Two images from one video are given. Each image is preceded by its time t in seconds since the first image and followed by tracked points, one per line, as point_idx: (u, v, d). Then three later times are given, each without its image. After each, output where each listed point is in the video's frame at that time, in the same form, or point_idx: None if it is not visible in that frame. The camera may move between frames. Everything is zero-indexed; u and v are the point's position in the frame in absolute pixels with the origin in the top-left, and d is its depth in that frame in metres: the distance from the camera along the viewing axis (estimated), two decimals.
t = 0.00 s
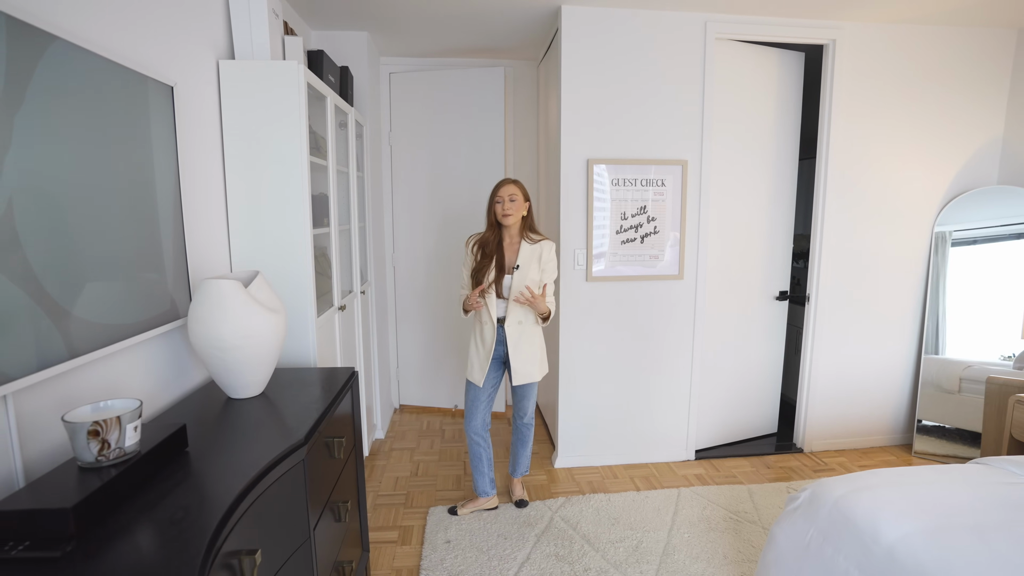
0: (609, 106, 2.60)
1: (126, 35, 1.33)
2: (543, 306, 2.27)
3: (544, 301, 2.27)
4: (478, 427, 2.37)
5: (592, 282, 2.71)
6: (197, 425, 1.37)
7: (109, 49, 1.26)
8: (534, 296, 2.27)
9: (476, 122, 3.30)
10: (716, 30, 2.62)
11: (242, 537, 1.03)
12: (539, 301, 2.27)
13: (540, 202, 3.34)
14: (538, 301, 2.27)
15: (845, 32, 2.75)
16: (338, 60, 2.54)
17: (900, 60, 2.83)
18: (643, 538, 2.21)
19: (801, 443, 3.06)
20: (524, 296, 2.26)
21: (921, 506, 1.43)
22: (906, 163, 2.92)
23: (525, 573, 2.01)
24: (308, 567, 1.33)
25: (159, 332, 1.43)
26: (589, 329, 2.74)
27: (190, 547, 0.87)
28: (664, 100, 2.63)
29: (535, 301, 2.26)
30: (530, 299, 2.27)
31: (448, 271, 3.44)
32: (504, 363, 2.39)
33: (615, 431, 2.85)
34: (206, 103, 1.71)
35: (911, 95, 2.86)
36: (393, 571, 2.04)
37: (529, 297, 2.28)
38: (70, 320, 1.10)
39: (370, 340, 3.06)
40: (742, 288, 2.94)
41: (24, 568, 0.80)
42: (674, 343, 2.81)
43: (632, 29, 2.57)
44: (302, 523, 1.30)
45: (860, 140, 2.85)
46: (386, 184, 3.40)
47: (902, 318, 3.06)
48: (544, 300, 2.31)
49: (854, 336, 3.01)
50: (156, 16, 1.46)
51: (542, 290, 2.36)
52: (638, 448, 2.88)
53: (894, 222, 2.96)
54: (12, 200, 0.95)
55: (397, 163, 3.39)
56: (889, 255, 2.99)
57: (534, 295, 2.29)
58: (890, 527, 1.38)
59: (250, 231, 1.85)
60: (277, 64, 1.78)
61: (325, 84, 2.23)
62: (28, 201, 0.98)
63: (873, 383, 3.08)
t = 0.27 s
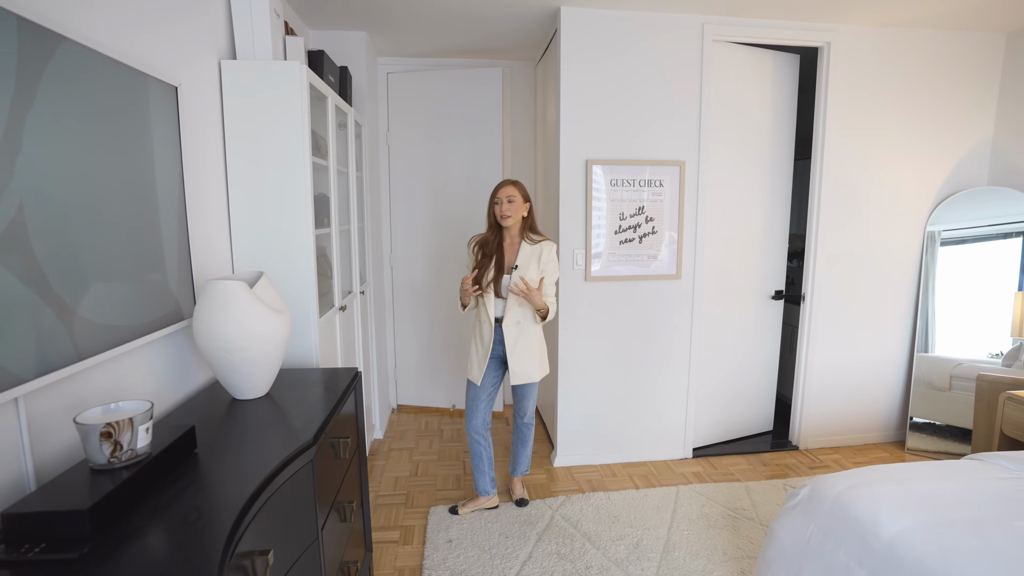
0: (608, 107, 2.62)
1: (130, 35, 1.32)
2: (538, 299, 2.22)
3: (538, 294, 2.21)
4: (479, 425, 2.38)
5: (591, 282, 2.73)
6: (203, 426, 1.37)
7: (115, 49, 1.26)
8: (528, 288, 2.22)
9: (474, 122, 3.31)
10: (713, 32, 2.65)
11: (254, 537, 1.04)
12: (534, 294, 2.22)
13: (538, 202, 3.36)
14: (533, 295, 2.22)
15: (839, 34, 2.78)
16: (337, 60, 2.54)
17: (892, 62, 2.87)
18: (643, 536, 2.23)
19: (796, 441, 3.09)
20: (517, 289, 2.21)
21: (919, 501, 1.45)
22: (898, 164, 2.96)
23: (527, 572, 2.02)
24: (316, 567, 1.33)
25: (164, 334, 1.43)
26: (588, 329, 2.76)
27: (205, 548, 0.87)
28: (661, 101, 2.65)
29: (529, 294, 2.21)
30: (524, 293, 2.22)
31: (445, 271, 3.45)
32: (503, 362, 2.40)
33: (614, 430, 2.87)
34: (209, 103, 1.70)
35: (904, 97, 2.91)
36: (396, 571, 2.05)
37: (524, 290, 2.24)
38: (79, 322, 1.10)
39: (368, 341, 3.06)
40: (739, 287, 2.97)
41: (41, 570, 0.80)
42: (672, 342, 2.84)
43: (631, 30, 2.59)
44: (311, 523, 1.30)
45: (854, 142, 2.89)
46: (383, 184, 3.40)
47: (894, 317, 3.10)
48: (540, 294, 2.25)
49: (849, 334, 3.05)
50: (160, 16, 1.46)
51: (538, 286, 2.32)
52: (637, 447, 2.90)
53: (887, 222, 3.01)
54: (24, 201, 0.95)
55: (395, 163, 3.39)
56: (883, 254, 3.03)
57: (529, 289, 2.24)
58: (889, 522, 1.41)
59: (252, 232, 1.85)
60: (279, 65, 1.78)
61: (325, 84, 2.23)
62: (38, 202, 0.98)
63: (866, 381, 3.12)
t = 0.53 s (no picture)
0: (608, 107, 2.64)
1: (137, 33, 1.31)
2: (529, 303, 2.21)
3: (530, 299, 2.21)
4: (482, 424, 2.38)
5: (591, 281, 2.74)
6: (213, 427, 1.36)
7: (122, 47, 1.25)
8: (519, 293, 2.22)
9: (473, 122, 3.31)
10: (712, 33, 2.67)
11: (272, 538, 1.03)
12: (526, 299, 2.21)
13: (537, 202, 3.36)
14: (525, 300, 2.22)
15: (835, 36, 2.82)
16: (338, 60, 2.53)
17: (887, 64, 2.91)
18: (646, 533, 2.25)
19: (793, 438, 3.13)
20: (510, 293, 2.22)
21: (921, 496, 1.48)
22: (893, 164, 3.00)
23: (532, 570, 2.03)
24: (328, 568, 1.33)
25: (172, 335, 1.42)
26: (588, 328, 2.77)
27: (227, 550, 0.87)
28: (661, 102, 2.67)
29: (520, 298, 2.22)
30: (516, 297, 2.22)
31: (444, 271, 3.45)
32: (505, 361, 2.40)
33: (614, 429, 2.88)
34: (214, 103, 1.70)
35: (898, 98, 2.95)
36: (401, 571, 2.05)
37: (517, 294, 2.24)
38: (89, 324, 1.09)
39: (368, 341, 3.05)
40: (737, 287, 3.00)
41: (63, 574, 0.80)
42: (672, 341, 2.86)
43: (630, 31, 2.61)
44: (324, 523, 1.30)
45: (850, 142, 2.93)
46: (382, 184, 3.39)
47: (889, 316, 3.15)
48: (533, 298, 2.24)
49: (844, 333, 3.09)
50: (165, 15, 1.45)
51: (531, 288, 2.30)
52: (637, 445, 2.92)
53: (882, 222, 3.05)
54: (37, 203, 0.94)
55: (394, 163, 3.39)
56: (878, 254, 3.07)
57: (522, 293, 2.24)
58: (892, 517, 1.43)
59: (256, 232, 1.84)
60: (284, 64, 1.78)
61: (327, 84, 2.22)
62: (51, 203, 0.98)
63: (862, 379, 3.16)
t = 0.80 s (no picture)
0: (607, 108, 2.65)
1: (142, 33, 1.30)
2: (526, 303, 2.21)
3: (527, 298, 2.21)
4: (483, 424, 2.39)
5: (590, 281, 2.75)
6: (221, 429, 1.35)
7: (128, 46, 1.24)
8: (517, 293, 2.22)
9: (471, 123, 3.31)
10: (709, 35, 2.70)
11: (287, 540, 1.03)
12: (523, 299, 2.21)
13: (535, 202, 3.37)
14: (524, 299, 2.22)
15: (829, 39, 2.85)
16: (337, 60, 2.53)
17: (880, 66, 2.95)
18: (647, 531, 2.27)
19: (789, 436, 3.17)
20: (507, 293, 2.22)
21: (920, 491, 1.51)
22: (886, 165, 3.05)
23: (535, 569, 2.04)
24: (338, 569, 1.33)
25: (178, 337, 1.41)
26: (587, 328, 2.79)
27: (247, 551, 0.87)
28: (659, 103, 2.69)
29: (518, 298, 2.21)
30: (514, 297, 2.22)
31: (442, 271, 3.45)
32: (504, 361, 2.40)
33: (613, 427, 2.90)
34: (217, 104, 1.69)
35: (891, 100, 2.99)
36: (404, 571, 2.05)
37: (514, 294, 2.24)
38: (100, 327, 1.09)
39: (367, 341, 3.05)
40: (733, 286, 3.03)
41: None
42: (670, 340, 2.88)
43: (629, 32, 2.62)
44: (334, 525, 1.29)
45: (844, 143, 2.97)
46: (379, 184, 3.38)
47: (882, 314, 3.19)
48: (531, 298, 2.24)
49: (839, 331, 3.13)
50: (170, 15, 1.44)
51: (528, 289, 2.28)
52: (636, 444, 2.94)
53: (875, 222, 3.09)
54: (51, 205, 0.94)
55: (391, 163, 3.38)
56: (871, 253, 3.11)
57: (520, 293, 2.24)
58: (893, 512, 1.45)
59: (259, 233, 1.83)
60: (287, 65, 1.77)
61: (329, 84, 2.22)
62: (64, 205, 0.97)
63: (856, 376, 3.20)
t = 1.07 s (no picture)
0: (605, 108, 2.67)
1: (147, 31, 1.30)
2: (526, 301, 2.22)
3: (527, 297, 2.21)
4: (484, 422, 2.40)
5: (589, 280, 2.77)
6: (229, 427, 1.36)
7: (135, 44, 1.24)
8: (517, 291, 2.23)
9: (469, 122, 3.32)
10: (706, 36, 2.73)
11: (301, 536, 1.04)
12: (524, 297, 2.22)
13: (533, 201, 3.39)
14: (524, 298, 2.22)
15: (824, 40, 2.89)
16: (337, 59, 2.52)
17: (873, 68, 2.99)
18: (647, 527, 2.29)
19: (785, 432, 3.20)
20: (507, 291, 2.23)
21: (918, 484, 1.53)
22: (879, 165, 3.09)
23: (538, 566, 2.05)
24: (347, 567, 1.34)
25: (184, 336, 1.40)
26: (586, 326, 2.80)
27: (266, 547, 0.88)
28: (657, 103, 2.71)
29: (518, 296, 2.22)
30: (513, 295, 2.23)
31: (440, 270, 3.45)
32: (504, 359, 2.41)
33: (612, 425, 2.92)
34: (220, 102, 1.69)
35: (884, 100, 3.03)
36: (408, 569, 2.06)
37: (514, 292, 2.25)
38: (111, 325, 1.08)
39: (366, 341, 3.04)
40: (730, 285, 3.06)
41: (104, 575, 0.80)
42: (667, 338, 2.90)
43: (627, 33, 2.64)
44: (343, 523, 1.30)
45: (838, 143, 3.01)
46: (377, 184, 3.38)
47: (876, 312, 3.24)
48: (530, 296, 2.25)
49: (833, 329, 3.18)
50: (174, 13, 1.44)
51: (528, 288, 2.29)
52: (634, 441, 2.96)
53: (868, 221, 3.13)
54: (64, 204, 0.94)
55: (389, 163, 3.38)
56: (864, 252, 3.15)
57: (519, 292, 2.25)
58: (892, 505, 1.48)
59: (262, 232, 1.83)
60: (290, 64, 1.77)
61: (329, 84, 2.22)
62: (76, 204, 0.97)
63: (849, 373, 3.25)
